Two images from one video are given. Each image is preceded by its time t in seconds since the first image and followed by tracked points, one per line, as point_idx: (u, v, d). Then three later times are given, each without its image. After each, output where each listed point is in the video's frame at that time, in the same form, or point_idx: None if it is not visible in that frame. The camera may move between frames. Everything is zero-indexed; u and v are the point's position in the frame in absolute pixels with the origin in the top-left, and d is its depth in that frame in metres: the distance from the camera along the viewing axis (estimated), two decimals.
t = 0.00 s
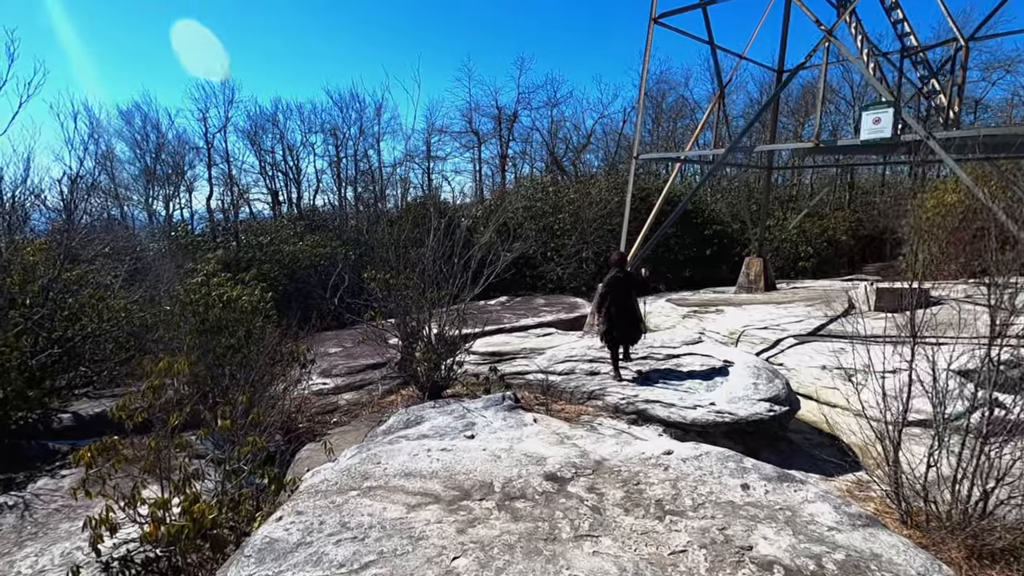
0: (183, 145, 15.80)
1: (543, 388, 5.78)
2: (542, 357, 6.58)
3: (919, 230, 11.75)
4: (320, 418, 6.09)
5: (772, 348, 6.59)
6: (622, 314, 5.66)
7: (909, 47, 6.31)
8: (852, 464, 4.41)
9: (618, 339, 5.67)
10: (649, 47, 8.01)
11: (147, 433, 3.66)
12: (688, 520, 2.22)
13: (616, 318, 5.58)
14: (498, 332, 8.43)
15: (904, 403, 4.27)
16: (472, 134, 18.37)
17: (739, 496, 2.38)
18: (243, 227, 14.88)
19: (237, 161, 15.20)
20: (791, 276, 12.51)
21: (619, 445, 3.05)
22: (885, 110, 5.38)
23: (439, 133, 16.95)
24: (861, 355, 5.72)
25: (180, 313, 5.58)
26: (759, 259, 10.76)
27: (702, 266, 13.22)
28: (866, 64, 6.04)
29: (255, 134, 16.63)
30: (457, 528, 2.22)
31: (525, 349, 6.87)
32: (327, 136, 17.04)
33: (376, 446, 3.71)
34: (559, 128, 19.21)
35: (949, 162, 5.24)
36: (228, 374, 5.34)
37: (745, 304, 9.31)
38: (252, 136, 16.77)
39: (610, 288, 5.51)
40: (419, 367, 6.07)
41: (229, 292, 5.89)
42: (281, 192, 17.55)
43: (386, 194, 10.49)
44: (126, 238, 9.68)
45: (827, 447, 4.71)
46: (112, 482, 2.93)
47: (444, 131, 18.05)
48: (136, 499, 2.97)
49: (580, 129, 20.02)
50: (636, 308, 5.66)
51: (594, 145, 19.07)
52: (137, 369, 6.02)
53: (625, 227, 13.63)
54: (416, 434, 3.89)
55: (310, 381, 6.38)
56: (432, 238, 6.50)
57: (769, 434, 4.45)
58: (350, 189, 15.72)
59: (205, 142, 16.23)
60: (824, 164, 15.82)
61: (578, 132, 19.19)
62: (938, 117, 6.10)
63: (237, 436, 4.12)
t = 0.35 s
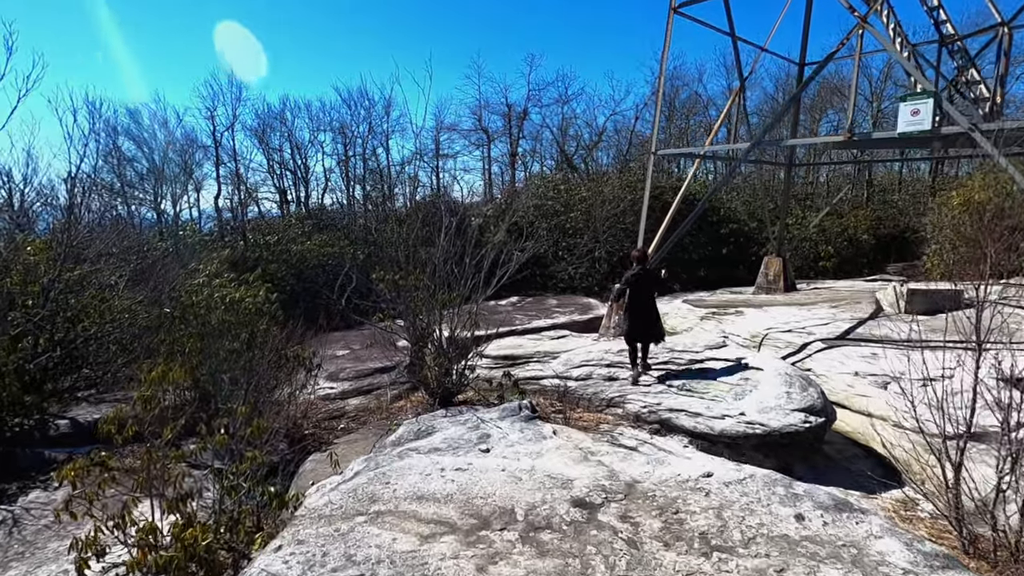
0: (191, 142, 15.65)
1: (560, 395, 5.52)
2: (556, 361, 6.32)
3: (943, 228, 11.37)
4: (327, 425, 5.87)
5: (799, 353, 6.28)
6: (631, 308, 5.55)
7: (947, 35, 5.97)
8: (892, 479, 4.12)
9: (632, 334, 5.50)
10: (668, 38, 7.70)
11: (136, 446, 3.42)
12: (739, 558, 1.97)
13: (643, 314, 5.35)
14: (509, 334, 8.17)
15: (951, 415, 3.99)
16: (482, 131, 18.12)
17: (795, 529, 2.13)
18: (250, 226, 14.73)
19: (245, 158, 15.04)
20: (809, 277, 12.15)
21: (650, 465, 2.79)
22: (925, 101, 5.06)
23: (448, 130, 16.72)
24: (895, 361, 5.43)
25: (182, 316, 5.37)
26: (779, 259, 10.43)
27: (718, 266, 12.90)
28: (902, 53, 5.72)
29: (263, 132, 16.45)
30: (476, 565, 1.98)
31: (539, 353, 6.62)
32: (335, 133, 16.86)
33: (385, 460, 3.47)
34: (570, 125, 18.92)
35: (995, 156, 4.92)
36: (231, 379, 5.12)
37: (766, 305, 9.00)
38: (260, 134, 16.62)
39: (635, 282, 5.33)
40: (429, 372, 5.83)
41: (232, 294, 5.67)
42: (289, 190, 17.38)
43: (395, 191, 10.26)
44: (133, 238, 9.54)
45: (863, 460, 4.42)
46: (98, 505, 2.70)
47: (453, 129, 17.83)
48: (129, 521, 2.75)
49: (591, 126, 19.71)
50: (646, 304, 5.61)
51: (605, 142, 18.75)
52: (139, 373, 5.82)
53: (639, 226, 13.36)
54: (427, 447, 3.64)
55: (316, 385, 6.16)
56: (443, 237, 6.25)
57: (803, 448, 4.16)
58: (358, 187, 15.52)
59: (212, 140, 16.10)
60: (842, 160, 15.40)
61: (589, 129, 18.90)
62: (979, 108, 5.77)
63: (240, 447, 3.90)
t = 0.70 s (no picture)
0: (197, 143, 15.57)
1: (570, 406, 5.32)
2: (567, 369, 6.11)
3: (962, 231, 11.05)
4: (330, 434, 5.71)
5: (819, 362, 6.03)
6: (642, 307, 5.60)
7: (977, 30, 5.71)
8: (924, 501, 3.90)
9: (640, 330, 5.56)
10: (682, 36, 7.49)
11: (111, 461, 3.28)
12: None
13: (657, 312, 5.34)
14: (518, 340, 7.98)
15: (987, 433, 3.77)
16: (489, 131, 17.94)
17: None
18: (256, 227, 14.63)
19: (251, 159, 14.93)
20: (825, 280, 11.85)
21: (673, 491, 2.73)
22: (956, 100, 4.82)
23: (455, 130, 16.55)
24: (922, 372, 5.21)
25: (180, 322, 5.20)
26: (794, 262, 10.17)
27: (729, 268, 12.64)
28: (930, 49, 5.47)
29: (270, 132, 16.35)
30: None
31: (549, 361, 6.41)
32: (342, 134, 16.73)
33: (390, 482, 3.29)
34: (578, 125, 18.70)
35: None
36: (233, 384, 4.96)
37: (782, 310, 8.75)
38: (266, 134, 16.53)
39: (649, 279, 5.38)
40: (435, 380, 5.64)
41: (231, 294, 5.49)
42: (295, 191, 17.27)
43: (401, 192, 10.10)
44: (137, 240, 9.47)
45: (892, 479, 4.20)
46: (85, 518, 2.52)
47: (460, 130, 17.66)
48: (114, 550, 2.58)
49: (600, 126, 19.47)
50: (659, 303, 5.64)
51: (615, 143, 18.52)
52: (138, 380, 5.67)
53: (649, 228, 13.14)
54: (433, 466, 3.46)
55: (319, 393, 6.00)
56: (450, 241, 6.05)
57: (829, 467, 3.95)
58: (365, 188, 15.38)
59: (219, 140, 16.03)
60: (857, 160, 15.07)
61: (598, 129, 18.68)
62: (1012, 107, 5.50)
63: (237, 465, 3.76)
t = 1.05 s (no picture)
0: (196, 144, 15.39)
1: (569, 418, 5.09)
2: (567, 378, 5.86)
3: (974, 234, 10.76)
4: (319, 446, 5.49)
5: (831, 372, 5.77)
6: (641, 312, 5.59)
7: (997, 25, 5.45)
8: (946, 525, 3.66)
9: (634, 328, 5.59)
10: (686, 33, 7.25)
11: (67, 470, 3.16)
12: None
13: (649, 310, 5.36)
14: (516, 347, 7.74)
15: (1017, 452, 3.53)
16: (490, 133, 17.75)
17: None
18: (254, 229, 14.43)
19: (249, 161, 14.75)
20: (832, 285, 11.58)
21: (678, 526, 2.74)
22: (977, 97, 4.57)
23: (456, 131, 16.34)
24: (940, 383, 4.95)
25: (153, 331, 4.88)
26: (801, 266, 9.92)
27: (734, 272, 12.38)
28: (949, 44, 5.22)
29: (268, 133, 16.16)
30: None
31: (548, 369, 6.16)
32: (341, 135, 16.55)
33: (373, 506, 3.07)
34: (581, 126, 18.49)
35: None
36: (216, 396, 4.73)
37: (790, 316, 8.49)
38: (265, 135, 16.36)
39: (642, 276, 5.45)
40: (428, 391, 5.41)
41: (214, 299, 5.24)
42: (294, 192, 17.08)
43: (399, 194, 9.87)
44: (131, 242, 9.31)
45: (911, 499, 3.96)
46: (29, 556, 2.27)
47: (461, 131, 17.45)
48: None
49: (603, 127, 19.23)
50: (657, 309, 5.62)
51: (617, 144, 18.28)
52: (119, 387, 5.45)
53: (652, 231, 12.91)
54: (420, 488, 3.23)
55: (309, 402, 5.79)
56: (446, 245, 5.82)
57: (844, 487, 3.71)
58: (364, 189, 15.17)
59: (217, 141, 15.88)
60: (864, 162, 14.78)
61: (600, 130, 18.46)
62: None
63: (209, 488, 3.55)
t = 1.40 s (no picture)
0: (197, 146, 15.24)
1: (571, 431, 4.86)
2: (569, 388, 5.63)
3: (989, 238, 10.47)
4: (311, 458, 5.29)
5: (845, 383, 5.52)
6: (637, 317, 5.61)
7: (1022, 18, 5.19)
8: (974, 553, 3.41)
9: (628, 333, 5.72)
10: (694, 30, 7.02)
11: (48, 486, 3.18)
12: None
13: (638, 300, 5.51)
14: (517, 354, 7.51)
15: None
16: (494, 134, 17.56)
17: None
18: (254, 231, 14.28)
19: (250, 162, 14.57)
20: (842, 289, 11.29)
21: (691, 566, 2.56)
22: (1004, 94, 4.32)
23: (459, 133, 16.16)
24: (963, 397, 4.69)
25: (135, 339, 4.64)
26: (810, 270, 9.66)
27: (740, 276, 12.12)
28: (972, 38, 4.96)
29: (269, 134, 16.01)
30: None
31: (549, 378, 5.93)
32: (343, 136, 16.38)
33: (358, 534, 2.85)
34: (585, 127, 18.27)
35: None
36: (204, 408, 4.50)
37: (800, 323, 8.23)
38: (266, 136, 16.22)
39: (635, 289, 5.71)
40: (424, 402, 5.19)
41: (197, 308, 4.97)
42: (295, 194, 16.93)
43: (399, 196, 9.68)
44: (126, 245, 9.15)
45: (934, 523, 3.71)
46: None
47: (464, 132, 17.27)
48: None
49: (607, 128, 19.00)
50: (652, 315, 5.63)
51: (622, 145, 18.04)
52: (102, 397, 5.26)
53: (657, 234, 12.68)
54: (409, 513, 3.01)
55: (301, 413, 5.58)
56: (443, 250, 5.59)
57: (864, 511, 3.47)
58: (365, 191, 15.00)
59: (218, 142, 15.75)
60: (874, 163, 14.47)
61: (605, 131, 18.24)
62: None
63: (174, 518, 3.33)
